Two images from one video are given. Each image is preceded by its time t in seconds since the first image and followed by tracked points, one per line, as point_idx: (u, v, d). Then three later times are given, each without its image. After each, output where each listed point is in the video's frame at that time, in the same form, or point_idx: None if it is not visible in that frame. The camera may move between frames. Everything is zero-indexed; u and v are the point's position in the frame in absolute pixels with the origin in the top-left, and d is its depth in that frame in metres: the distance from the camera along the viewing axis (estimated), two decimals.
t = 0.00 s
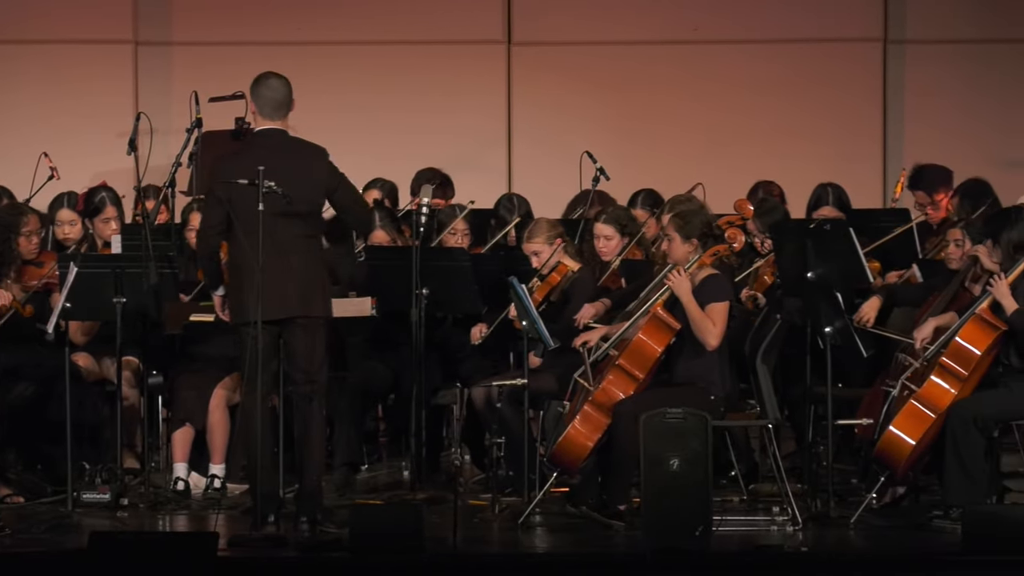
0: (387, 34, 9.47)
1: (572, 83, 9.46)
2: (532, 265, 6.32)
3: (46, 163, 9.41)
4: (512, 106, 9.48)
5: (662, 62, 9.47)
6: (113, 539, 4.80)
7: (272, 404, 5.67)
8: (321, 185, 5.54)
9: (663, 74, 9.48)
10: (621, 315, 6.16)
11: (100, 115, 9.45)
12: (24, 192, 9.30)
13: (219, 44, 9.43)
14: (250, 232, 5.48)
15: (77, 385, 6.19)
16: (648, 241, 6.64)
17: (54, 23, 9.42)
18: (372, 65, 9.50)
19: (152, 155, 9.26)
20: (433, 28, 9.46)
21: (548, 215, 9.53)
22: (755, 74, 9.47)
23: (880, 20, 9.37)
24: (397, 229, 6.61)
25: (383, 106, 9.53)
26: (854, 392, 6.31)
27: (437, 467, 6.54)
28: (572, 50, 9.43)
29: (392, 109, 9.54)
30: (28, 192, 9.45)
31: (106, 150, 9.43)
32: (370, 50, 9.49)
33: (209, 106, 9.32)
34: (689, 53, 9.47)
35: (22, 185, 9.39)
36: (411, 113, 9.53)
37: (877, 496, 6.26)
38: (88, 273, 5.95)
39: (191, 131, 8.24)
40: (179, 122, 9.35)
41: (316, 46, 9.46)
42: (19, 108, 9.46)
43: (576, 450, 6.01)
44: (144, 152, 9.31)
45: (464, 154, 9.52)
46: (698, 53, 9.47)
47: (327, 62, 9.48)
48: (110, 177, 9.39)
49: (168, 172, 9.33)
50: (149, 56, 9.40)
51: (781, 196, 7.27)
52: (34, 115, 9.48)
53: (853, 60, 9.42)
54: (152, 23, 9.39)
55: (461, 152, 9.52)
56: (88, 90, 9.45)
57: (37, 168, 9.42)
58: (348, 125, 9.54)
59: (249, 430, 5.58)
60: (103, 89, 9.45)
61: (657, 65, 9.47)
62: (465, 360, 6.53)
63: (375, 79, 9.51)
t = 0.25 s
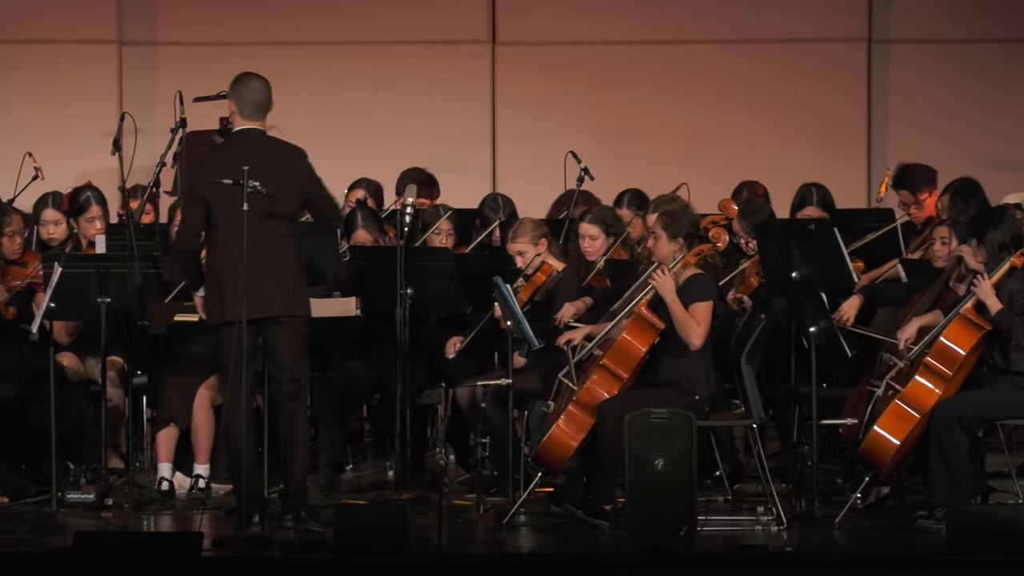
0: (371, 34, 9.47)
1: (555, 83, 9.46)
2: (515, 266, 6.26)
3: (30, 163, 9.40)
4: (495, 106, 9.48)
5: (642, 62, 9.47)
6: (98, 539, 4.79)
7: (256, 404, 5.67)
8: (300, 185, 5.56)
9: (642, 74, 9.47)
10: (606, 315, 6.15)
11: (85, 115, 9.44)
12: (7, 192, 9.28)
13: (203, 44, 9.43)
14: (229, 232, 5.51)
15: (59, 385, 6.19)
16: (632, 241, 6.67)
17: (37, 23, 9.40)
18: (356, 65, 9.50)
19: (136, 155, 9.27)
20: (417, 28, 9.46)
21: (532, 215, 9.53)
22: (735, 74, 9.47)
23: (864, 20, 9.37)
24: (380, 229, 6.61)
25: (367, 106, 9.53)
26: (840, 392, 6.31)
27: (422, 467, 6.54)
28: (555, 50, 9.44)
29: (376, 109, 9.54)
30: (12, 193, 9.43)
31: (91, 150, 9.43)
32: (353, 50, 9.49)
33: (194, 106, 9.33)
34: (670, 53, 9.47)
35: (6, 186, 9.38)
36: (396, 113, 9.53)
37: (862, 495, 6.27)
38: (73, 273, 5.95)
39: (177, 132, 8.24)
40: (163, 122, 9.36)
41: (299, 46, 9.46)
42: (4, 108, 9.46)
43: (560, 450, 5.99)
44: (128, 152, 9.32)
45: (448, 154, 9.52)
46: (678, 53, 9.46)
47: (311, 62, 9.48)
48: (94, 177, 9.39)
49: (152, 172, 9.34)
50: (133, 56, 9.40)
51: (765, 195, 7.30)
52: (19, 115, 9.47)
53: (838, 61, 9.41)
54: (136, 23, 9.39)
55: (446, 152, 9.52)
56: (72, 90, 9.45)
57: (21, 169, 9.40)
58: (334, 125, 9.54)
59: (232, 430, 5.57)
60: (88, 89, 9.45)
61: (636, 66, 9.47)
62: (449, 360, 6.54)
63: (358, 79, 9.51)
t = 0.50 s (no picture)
0: (354, 33, 9.47)
1: (538, 83, 9.47)
2: (499, 266, 6.22)
3: (12, 163, 9.35)
4: (478, 107, 9.49)
5: (620, 63, 9.47)
6: (81, 539, 4.78)
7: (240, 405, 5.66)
8: (277, 185, 5.61)
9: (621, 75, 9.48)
10: (589, 315, 6.14)
11: (68, 115, 9.44)
12: None
13: (186, 43, 9.43)
14: (210, 234, 5.55)
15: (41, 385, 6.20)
16: (617, 241, 6.65)
17: (19, 22, 9.38)
18: (339, 65, 9.50)
19: (119, 155, 9.29)
20: (401, 27, 9.46)
21: (515, 215, 9.54)
22: (717, 74, 9.47)
23: (846, 20, 9.38)
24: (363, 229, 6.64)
25: (351, 106, 9.53)
26: (822, 392, 6.31)
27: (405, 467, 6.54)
28: (536, 50, 9.44)
29: (359, 108, 9.54)
30: None
31: (73, 150, 9.42)
32: (335, 50, 9.49)
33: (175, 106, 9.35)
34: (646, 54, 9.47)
35: None
36: (378, 113, 9.53)
37: (845, 495, 6.28)
38: (55, 273, 5.97)
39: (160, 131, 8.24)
40: (146, 122, 9.40)
41: (282, 45, 9.46)
42: None
43: (544, 450, 5.99)
44: (111, 152, 9.33)
45: (431, 154, 9.51)
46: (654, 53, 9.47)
47: (294, 62, 9.48)
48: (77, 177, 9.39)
49: (134, 172, 9.37)
50: (115, 56, 9.41)
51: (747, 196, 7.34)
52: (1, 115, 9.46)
53: (820, 61, 9.42)
54: (118, 23, 9.40)
55: (429, 152, 9.51)
56: (54, 90, 9.44)
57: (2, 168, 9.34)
58: (318, 125, 9.54)
59: (215, 430, 5.56)
60: (70, 89, 9.44)
61: (613, 66, 9.47)
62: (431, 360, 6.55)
63: (341, 79, 9.52)
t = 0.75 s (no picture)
0: (335, 34, 9.48)
1: (518, 83, 9.47)
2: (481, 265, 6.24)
3: None
4: (458, 106, 9.49)
5: (593, 62, 9.47)
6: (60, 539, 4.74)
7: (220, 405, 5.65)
8: (254, 185, 5.63)
9: (592, 75, 9.48)
10: (568, 315, 6.14)
11: (48, 115, 9.43)
12: None
13: (166, 43, 9.43)
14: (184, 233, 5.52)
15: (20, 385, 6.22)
16: (596, 241, 6.69)
17: None
18: (319, 65, 9.51)
19: (99, 155, 9.30)
20: (382, 27, 9.47)
21: (496, 216, 9.54)
22: (698, 74, 9.48)
23: (826, 20, 9.38)
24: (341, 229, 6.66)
25: (332, 106, 9.53)
26: (803, 392, 6.32)
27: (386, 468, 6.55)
28: (516, 50, 9.46)
29: (339, 109, 9.54)
30: None
31: (54, 151, 9.42)
32: (314, 50, 9.50)
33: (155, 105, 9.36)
34: (617, 53, 9.47)
35: None
36: (359, 112, 9.53)
37: (825, 495, 6.29)
38: (34, 272, 5.98)
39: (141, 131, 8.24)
40: (126, 122, 9.37)
41: (261, 45, 9.47)
42: None
43: (524, 450, 5.95)
44: (92, 151, 9.34)
45: (412, 154, 9.51)
46: (619, 53, 9.47)
47: (275, 62, 9.48)
48: (57, 177, 9.38)
49: (116, 171, 9.34)
50: (95, 56, 9.42)
51: (727, 195, 7.36)
52: None
53: (800, 61, 9.43)
54: (98, 23, 9.41)
55: (410, 152, 9.51)
56: (34, 90, 9.43)
57: None
58: (300, 125, 9.54)
59: (195, 430, 5.55)
60: (49, 89, 9.43)
61: (580, 65, 9.47)
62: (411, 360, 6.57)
63: (321, 79, 9.52)
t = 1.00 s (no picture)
0: (318, 34, 9.49)
1: (498, 83, 9.48)
2: (462, 264, 6.28)
3: None
4: (439, 106, 9.49)
5: (574, 62, 9.47)
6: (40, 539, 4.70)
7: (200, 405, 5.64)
8: (234, 186, 5.61)
9: (574, 75, 9.49)
10: (549, 314, 6.14)
11: (29, 115, 9.42)
12: None
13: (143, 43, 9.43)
14: (165, 235, 5.51)
15: None
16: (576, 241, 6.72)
17: None
18: (300, 65, 9.51)
19: (79, 155, 9.30)
20: (364, 27, 9.47)
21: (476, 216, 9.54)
22: (681, 74, 9.49)
23: (807, 20, 9.39)
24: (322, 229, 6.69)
25: (311, 105, 9.54)
26: (783, 392, 6.32)
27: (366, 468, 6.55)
28: (495, 50, 9.46)
29: (320, 108, 9.55)
30: None
31: (34, 151, 9.40)
32: (295, 50, 9.50)
33: (136, 105, 9.37)
34: (600, 53, 9.47)
35: None
36: (341, 113, 9.54)
37: (806, 495, 6.30)
38: (13, 273, 5.97)
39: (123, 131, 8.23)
40: (106, 122, 9.39)
41: (239, 45, 9.46)
42: None
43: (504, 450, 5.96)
44: (72, 152, 9.33)
45: (393, 154, 9.52)
46: (601, 53, 9.47)
47: (256, 62, 9.48)
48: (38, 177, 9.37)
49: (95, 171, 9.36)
50: (76, 56, 9.41)
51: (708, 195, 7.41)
52: None
53: (780, 61, 9.42)
54: (79, 23, 9.40)
55: (392, 152, 9.52)
56: (15, 90, 9.42)
57: None
58: (282, 126, 9.54)
59: (175, 430, 5.53)
60: (30, 89, 9.42)
61: (561, 65, 9.48)
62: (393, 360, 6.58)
63: (302, 79, 9.52)
